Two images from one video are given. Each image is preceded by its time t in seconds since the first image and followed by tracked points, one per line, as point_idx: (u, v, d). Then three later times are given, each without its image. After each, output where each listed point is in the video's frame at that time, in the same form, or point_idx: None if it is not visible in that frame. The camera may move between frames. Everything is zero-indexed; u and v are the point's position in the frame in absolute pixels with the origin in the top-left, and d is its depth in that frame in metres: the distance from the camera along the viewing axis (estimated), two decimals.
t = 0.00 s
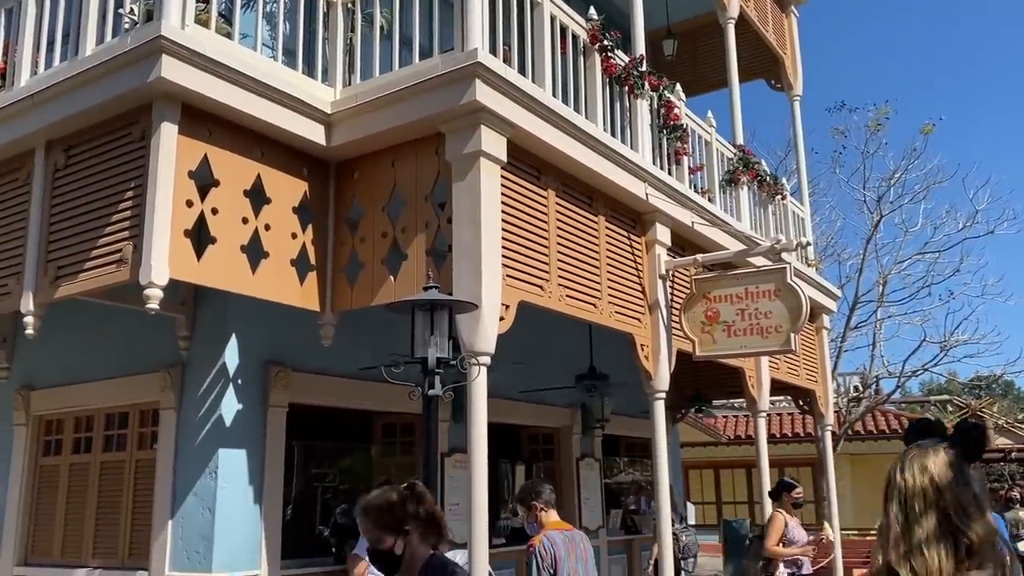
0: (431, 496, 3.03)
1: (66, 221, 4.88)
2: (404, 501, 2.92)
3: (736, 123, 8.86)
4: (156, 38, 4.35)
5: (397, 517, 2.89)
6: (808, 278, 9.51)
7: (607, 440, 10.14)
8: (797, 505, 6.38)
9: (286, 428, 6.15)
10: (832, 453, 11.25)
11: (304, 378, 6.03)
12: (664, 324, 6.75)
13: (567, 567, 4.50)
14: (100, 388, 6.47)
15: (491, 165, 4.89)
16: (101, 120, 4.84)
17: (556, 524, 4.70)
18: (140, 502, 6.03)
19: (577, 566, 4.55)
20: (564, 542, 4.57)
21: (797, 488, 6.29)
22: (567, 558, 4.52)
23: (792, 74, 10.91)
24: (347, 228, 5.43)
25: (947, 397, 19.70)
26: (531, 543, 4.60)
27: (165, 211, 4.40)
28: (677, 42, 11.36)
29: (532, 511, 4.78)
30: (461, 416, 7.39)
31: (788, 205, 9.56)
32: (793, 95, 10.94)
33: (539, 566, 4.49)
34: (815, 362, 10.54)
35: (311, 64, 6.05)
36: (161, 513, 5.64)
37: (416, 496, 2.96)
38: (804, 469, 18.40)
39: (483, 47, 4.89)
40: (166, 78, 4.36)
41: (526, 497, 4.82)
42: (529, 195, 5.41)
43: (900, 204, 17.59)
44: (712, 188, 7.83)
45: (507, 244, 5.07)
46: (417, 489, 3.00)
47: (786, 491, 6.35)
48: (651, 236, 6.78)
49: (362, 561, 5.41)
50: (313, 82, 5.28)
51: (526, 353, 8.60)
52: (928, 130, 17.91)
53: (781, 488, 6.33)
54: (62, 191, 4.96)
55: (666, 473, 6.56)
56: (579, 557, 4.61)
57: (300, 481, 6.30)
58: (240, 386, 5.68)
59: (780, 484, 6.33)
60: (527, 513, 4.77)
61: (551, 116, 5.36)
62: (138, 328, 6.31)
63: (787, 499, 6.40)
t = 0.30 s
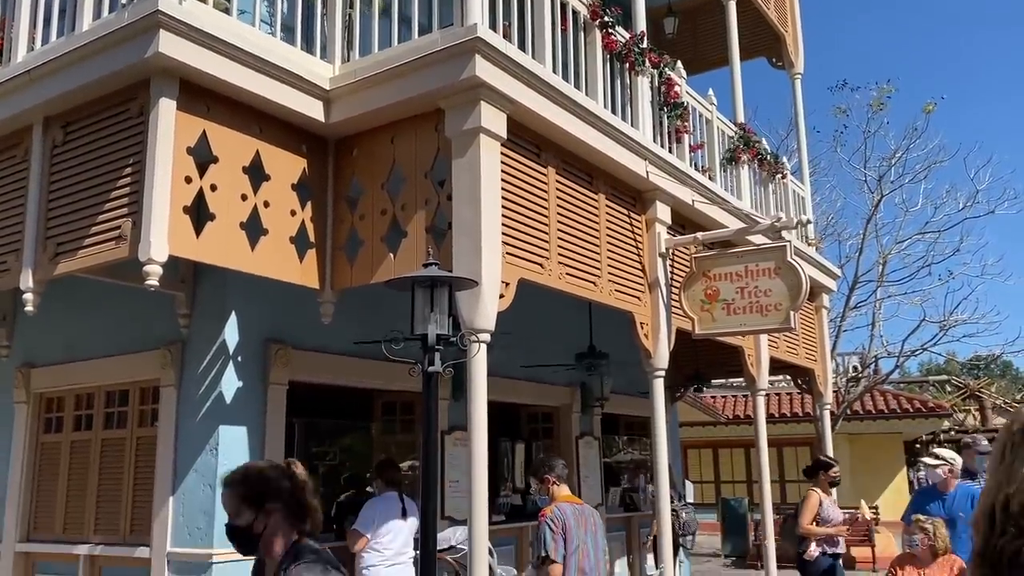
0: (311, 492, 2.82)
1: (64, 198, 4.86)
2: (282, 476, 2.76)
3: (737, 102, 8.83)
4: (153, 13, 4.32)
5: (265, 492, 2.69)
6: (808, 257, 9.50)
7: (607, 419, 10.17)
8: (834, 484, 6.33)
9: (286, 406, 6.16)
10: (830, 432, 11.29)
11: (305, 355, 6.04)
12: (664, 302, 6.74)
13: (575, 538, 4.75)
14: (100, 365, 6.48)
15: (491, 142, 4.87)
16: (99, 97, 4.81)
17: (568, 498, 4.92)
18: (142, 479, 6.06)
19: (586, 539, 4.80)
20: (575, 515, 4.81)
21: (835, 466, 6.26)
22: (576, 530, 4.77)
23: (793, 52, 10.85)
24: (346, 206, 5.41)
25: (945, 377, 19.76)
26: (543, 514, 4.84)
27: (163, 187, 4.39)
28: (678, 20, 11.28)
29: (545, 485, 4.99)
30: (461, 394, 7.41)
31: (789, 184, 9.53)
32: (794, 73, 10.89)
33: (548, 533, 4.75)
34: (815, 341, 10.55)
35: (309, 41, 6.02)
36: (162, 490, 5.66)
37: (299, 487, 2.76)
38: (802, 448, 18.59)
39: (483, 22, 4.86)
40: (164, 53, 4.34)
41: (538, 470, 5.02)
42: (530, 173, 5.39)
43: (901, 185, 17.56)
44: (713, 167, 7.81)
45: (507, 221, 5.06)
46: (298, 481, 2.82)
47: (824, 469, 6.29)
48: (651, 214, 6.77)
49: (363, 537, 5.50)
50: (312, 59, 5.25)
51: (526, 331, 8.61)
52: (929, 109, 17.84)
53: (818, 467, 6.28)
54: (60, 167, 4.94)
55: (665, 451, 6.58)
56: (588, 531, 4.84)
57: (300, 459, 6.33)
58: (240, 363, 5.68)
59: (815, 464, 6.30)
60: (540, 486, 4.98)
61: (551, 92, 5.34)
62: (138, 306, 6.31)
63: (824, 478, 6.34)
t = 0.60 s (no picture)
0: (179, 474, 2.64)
1: (61, 176, 4.84)
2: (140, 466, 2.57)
3: (737, 81, 8.78)
4: None
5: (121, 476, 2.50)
6: (808, 238, 9.49)
7: (605, 399, 10.19)
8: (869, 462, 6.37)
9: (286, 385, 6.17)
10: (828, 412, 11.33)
11: (303, 335, 6.04)
12: (663, 282, 6.74)
13: (581, 514, 4.79)
14: (98, 344, 6.48)
15: (490, 119, 4.85)
16: (95, 74, 4.78)
17: (576, 475, 4.95)
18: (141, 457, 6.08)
19: (592, 513, 4.83)
20: (582, 491, 4.82)
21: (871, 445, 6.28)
22: (582, 505, 4.80)
23: (794, 32, 10.78)
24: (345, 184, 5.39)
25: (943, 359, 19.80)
26: (548, 487, 4.86)
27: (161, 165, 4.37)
28: None
29: (554, 463, 5.04)
30: (460, 374, 7.41)
31: (788, 164, 9.50)
32: (794, 53, 10.82)
33: (553, 509, 4.76)
34: (813, 321, 10.56)
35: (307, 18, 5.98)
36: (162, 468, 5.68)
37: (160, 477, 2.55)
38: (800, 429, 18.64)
39: None
40: (160, 30, 4.31)
41: (549, 450, 5.10)
42: (529, 151, 5.38)
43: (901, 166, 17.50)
44: (712, 147, 7.78)
45: (506, 199, 5.05)
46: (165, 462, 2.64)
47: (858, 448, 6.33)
48: (651, 194, 6.75)
49: (362, 515, 5.52)
50: (309, 36, 5.22)
51: (524, 312, 8.61)
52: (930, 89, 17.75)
53: (852, 446, 6.33)
54: (57, 145, 4.92)
55: (663, 432, 6.59)
56: (595, 505, 4.87)
57: (300, 438, 6.34)
58: (239, 342, 5.70)
59: (850, 442, 6.33)
60: (550, 464, 5.05)
61: (550, 70, 5.30)
62: (137, 285, 6.30)
63: (860, 457, 6.38)
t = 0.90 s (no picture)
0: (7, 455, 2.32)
1: (57, 155, 4.81)
2: None
3: (736, 62, 8.75)
4: None
5: None
6: (806, 219, 9.48)
7: (603, 380, 10.22)
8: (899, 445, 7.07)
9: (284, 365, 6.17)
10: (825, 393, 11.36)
11: (301, 315, 6.04)
12: (661, 263, 6.73)
13: (571, 491, 4.80)
14: (96, 324, 6.48)
15: (488, 99, 4.82)
16: (91, 52, 4.75)
17: (571, 455, 4.97)
18: (140, 437, 6.09)
19: (583, 491, 4.84)
20: (573, 469, 4.85)
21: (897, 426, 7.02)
22: (573, 483, 4.82)
23: (794, 12, 10.73)
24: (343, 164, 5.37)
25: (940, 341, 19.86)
26: (541, 466, 4.89)
27: (157, 144, 4.35)
28: None
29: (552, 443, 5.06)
30: (458, 355, 7.42)
31: (787, 145, 9.48)
32: (794, 33, 10.77)
33: (544, 486, 4.80)
34: (811, 303, 10.57)
35: None
36: (161, 447, 5.69)
37: None
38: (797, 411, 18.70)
39: None
40: (156, 8, 4.28)
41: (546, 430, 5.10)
42: (527, 131, 5.35)
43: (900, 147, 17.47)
44: (712, 127, 7.76)
45: (504, 180, 5.03)
46: None
47: (888, 430, 7.10)
48: (649, 174, 6.73)
49: (359, 495, 5.57)
50: (306, 15, 5.19)
51: (522, 293, 8.61)
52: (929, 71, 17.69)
53: (884, 427, 7.13)
54: (53, 124, 4.89)
55: (660, 414, 6.61)
56: (588, 483, 4.88)
57: (298, 419, 6.35)
58: (237, 323, 5.67)
59: (882, 424, 7.09)
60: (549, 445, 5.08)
61: (549, 49, 5.27)
62: (134, 265, 6.29)
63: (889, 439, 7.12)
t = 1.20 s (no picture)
0: None
1: (53, 136, 4.79)
2: None
3: (735, 43, 8.72)
4: None
5: None
6: (803, 202, 9.47)
7: (600, 363, 10.24)
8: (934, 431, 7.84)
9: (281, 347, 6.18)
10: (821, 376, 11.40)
11: (298, 297, 6.04)
12: (658, 246, 6.73)
13: (552, 472, 4.82)
14: (93, 305, 6.47)
15: (485, 80, 4.80)
16: (86, 32, 4.72)
17: (559, 437, 4.97)
18: (138, 419, 6.10)
19: (563, 472, 4.84)
20: (554, 449, 4.86)
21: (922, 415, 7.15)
22: (553, 463, 4.83)
23: None
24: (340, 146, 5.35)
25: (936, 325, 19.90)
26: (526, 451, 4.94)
27: (153, 125, 4.33)
28: None
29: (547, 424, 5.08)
30: (456, 337, 7.43)
31: (785, 127, 9.45)
32: (793, 15, 10.72)
33: (525, 467, 4.84)
34: (808, 286, 10.58)
35: None
36: (159, 428, 5.71)
37: None
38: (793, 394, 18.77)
39: None
40: None
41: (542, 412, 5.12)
42: (525, 112, 5.34)
43: (899, 130, 17.44)
44: (710, 110, 7.74)
45: (501, 161, 5.02)
46: None
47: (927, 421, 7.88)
48: (647, 156, 6.71)
49: (356, 477, 5.59)
50: None
51: (520, 275, 8.61)
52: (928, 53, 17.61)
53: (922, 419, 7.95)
54: (48, 105, 4.87)
55: (657, 397, 6.63)
56: (570, 465, 4.87)
57: (296, 401, 6.36)
58: (234, 304, 5.67)
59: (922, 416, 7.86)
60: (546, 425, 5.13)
61: (547, 30, 5.25)
62: (131, 247, 6.28)
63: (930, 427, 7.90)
